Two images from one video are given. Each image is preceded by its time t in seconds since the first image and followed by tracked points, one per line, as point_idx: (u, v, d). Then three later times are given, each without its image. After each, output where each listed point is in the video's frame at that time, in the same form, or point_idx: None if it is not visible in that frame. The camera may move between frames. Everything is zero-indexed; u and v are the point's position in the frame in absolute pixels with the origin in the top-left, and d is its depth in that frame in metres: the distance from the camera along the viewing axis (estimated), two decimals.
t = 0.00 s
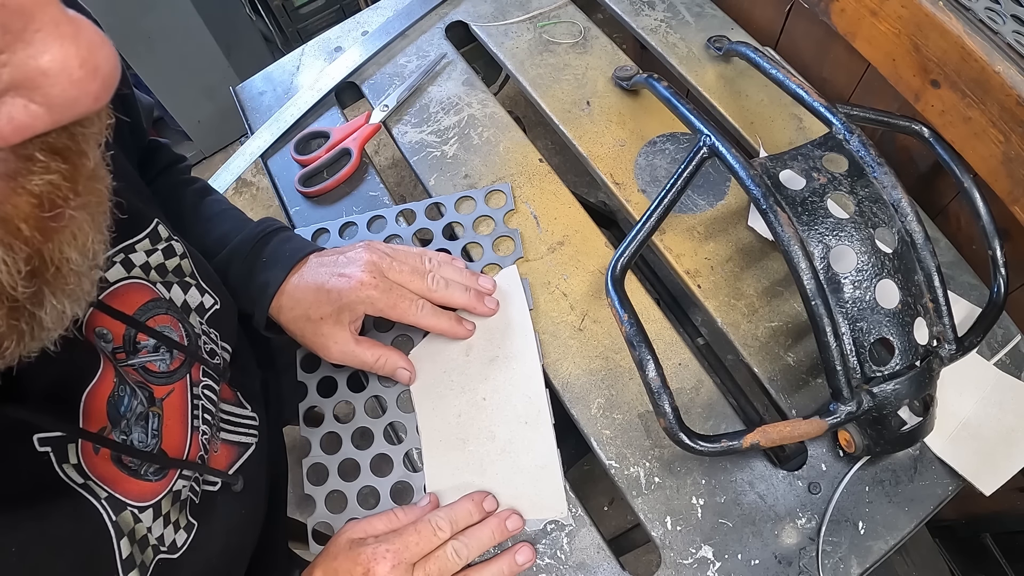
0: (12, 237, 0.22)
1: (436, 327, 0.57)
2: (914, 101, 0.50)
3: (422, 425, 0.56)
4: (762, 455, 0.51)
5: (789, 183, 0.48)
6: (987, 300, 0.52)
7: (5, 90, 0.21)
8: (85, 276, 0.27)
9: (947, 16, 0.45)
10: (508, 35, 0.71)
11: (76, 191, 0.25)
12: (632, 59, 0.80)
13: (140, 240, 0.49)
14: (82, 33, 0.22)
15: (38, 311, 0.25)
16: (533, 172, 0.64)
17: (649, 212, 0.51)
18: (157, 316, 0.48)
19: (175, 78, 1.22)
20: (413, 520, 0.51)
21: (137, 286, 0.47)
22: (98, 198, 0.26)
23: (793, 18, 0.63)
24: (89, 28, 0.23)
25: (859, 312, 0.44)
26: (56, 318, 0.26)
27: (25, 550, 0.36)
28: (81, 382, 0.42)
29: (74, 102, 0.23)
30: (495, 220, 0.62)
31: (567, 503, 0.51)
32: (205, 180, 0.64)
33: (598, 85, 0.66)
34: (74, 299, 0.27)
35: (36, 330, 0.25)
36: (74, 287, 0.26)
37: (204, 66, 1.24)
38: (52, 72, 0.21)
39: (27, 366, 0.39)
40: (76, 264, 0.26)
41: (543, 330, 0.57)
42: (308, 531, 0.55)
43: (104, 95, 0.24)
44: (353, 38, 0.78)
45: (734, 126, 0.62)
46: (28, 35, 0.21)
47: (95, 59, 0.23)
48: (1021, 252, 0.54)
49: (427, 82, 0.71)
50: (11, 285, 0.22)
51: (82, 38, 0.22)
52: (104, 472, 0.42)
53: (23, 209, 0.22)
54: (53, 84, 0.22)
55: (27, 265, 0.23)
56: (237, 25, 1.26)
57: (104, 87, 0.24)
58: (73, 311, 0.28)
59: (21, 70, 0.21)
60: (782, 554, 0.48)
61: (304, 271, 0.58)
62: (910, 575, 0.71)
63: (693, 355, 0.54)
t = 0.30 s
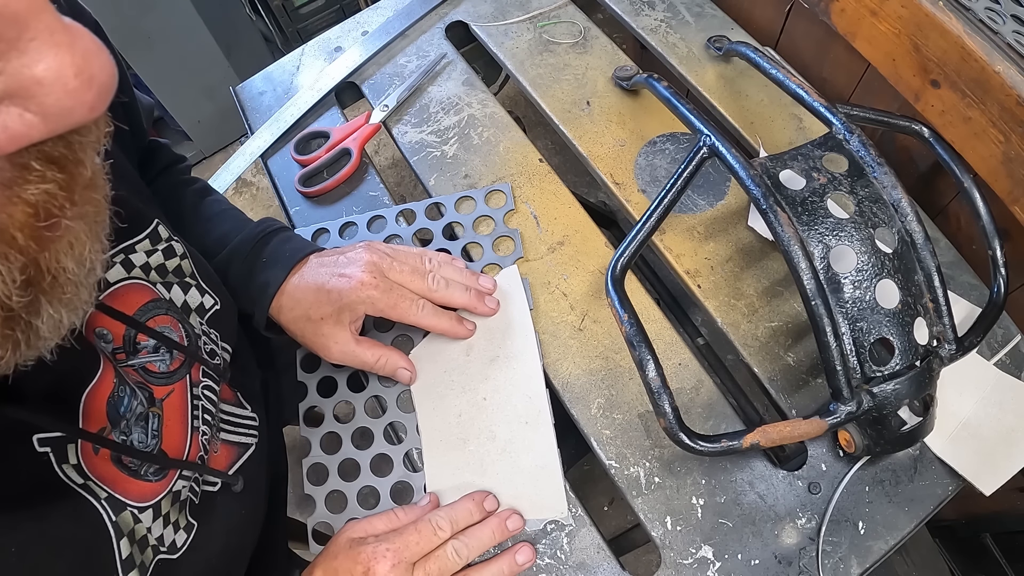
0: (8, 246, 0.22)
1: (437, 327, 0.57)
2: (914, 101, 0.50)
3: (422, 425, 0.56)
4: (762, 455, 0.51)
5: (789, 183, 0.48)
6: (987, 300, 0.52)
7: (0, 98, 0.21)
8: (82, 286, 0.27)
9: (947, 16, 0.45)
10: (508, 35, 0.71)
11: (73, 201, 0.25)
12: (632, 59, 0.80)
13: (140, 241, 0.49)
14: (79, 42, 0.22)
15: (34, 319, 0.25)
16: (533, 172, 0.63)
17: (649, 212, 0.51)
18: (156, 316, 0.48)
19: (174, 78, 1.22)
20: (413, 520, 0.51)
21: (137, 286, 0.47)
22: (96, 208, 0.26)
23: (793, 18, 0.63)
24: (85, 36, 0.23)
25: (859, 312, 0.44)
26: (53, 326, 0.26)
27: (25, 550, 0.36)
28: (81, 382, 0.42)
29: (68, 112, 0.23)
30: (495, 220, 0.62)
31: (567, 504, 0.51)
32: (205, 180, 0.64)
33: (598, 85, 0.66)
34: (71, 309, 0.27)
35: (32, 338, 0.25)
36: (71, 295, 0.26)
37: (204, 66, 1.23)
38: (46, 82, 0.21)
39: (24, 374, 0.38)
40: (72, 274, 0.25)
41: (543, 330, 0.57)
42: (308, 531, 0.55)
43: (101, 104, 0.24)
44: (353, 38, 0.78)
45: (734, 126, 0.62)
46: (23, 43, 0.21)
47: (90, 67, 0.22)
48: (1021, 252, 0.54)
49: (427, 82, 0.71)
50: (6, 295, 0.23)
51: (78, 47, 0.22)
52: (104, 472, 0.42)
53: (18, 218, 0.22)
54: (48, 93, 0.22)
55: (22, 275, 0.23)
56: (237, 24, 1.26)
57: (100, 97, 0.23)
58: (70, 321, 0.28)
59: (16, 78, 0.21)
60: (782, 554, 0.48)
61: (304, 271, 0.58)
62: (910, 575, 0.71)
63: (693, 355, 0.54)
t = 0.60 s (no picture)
0: (9, 239, 0.22)
1: (437, 326, 0.57)
2: (914, 101, 0.50)
3: (422, 425, 0.56)
4: (762, 455, 0.51)
5: (789, 183, 0.48)
6: (987, 300, 0.52)
7: (1, 92, 0.21)
8: (82, 279, 0.27)
9: (947, 16, 0.45)
10: (508, 35, 0.71)
11: (72, 194, 0.24)
12: (632, 59, 0.80)
13: (138, 240, 0.49)
14: (78, 37, 0.22)
15: (35, 312, 0.24)
16: (533, 172, 0.63)
17: (649, 212, 0.51)
18: (155, 316, 0.48)
19: (174, 78, 1.22)
20: (414, 519, 0.51)
21: (135, 286, 0.47)
22: (94, 202, 0.26)
23: (793, 18, 0.63)
24: (84, 31, 0.23)
25: (859, 312, 0.44)
26: (54, 320, 0.26)
27: (23, 550, 0.36)
28: (80, 381, 0.42)
29: (67, 107, 0.22)
30: (495, 220, 0.62)
31: (567, 503, 0.51)
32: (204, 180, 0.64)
33: (598, 85, 0.66)
34: (71, 302, 0.27)
35: (31, 332, 0.25)
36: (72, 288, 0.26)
37: (204, 66, 1.24)
38: (46, 77, 0.21)
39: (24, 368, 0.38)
40: (72, 266, 0.25)
41: (543, 330, 0.57)
42: (308, 531, 0.55)
43: (99, 99, 0.24)
44: (353, 38, 0.78)
45: (734, 125, 0.62)
46: (23, 39, 0.20)
47: (88, 63, 0.22)
48: (1021, 253, 0.54)
49: (427, 82, 0.71)
50: (9, 287, 0.22)
51: (76, 43, 0.22)
52: (103, 471, 0.42)
53: (19, 212, 0.22)
54: (48, 88, 0.22)
55: (22, 267, 0.23)
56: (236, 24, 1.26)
57: (98, 92, 0.23)
58: (70, 315, 0.27)
59: (17, 73, 0.21)
60: (782, 554, 0.48)
61: (304, 271, 0.58)
62: (910, 575, 0.71)
63: (693, 355, 0.54)
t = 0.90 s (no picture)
0: (36, 193, 0.26)
1: (437, 326, 0.57)
2: (914, 101, 0.50)
3: (422, 425, 0.56)
4: (762, 455, 0.51)
5: (789, 183, 0.48)
6: (987, 300, 0.52)
7: (28, 55, 0.24)
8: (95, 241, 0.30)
9: (947, 16, 0.45)
10: (508, 35, 0.71)
11: (89, 150, 0.28)
12: (632, 59, 0.80)
13: (139, 240, 0.49)
14: None
15: (57, 269, 0.27)
16: (533, 172, 0.63)
17: (649, 212, 0.51)
18: (155, 315, 0.48)
19: (175, 78, 1.22)
20: (413, 519, 0.51)
21: (136, 286, 0.47)
22: (101, 160, 0.29)
23: (793, 18, 0.63)
24: None
25: (859, 312, 0.44)
26: (72, 277, 0.29)
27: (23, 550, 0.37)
28: (81, 379, 0.42)
29: (91, 63, 0.26)
30: (495, 220, 0.62)
31: (567, 503, 0.51)
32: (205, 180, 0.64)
33: (598, 85, 0.66)
34: (87, 258, 0.30)
35: (54, 290, 0.28)
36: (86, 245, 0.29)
37: (204, 66, 1.24)
38: (70, 36, 0.25)
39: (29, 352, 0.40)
40: (88, 224, 0.28)
41: (543, 330, 0.57)
42: (308, 531, 0.55)
43: (117, 55, 0.28)
44: (353, 39, 0.78)
45: (734, 126, 0.62)
46: (47, 2, 0.24)
47: (108, 22, 0.26)
48: (1021, 253, 0.54)
49: (427, 82, 0.71)
50: (37, 240, 0.25)
51: (96, 4, 0.26)
52: (104, 471, 0.42)
53: (41, 167, 0.26)
54: (72, 46, 0.25)
55: (48, 222, 0.26)
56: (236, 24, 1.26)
57: (116, 47, 0.27)
58: (86, 272, 0.30)
59: (41, 35, 0.24)
60: (782, 554, 0.48)
61: (304, 271, 0.58)
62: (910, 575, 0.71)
63: (693, 355, 0.54)
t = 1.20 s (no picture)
0: (15, 217, 0.23)
1: (439, 326, 0.57)
2: (914, 101, 0.50)
3: (423, 425, 0.56)
4: (762, 455, 0.51)
5: (789, 183, 0.48)
6: (987, 300, 0.52)
7: (12, 80, 0.23)
8: (75, 264, 0.28)
9: (947, 16, 0.45)
10: (508, 35, 0.71)
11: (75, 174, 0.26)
12: (632, 59, 0.80)
13: (138, 239, 0.49)
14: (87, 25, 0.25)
15: (35, 291, 0.25)
16: (533, 172, 0.63)
17: (649, 212, 0.51)
18: (154, 315, 0.48)
19: (175, 78, 1.22)
20: (413, 519, 0.51)
21: (134, 285, 0.47)
22: (87, 187, 0.27)
23: (794, 18, 0.63)
24: (91, 20, 0.25)
25: (859, 312, 0.44)
26: (51, 298, 0.26)
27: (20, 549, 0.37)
28: (78, 379, 0.42)
29: (79, 88, 0.25)
30: (495, 220, 0.62)
31: (567, 503, 0.51)
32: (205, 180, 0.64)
33: (598, 85, 0.66)
34: (67, 282, 0.27)
35: (33, 310, 0.26)
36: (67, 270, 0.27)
37: (204, 66, 1.24)
38: (58, 62, 0.24)
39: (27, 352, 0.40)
40: (69, 246, 0.26)
41: (544, 330, 0.57)
42: (308, 531, 0.55)
43: (106, 80, 0.27)
44: (353, 38, 0.78)
45: (734, 126, 0.62)
46: (37, 27, 0.23)
47: (97, 48, 0.25)
48: (1021, 253, 0.54)
49: (427, 82, 0.71)
50: (13, 264, 0.23)
51: (86, 30, 0.25)
52: (101, 470, 0.42)
53: (25, 192, 0.24)
54: (61, 72, 0.24)
55: (26, 247, 0.24)
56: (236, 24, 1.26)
57: (106, 72, 0.26)
58: (66, 294, 0.28)
59: (28, 60, 0.23)
60: (782, 554, 0.48)
61: (304, 272, 0.58)
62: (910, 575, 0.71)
63: (693, 354, 0.54)
